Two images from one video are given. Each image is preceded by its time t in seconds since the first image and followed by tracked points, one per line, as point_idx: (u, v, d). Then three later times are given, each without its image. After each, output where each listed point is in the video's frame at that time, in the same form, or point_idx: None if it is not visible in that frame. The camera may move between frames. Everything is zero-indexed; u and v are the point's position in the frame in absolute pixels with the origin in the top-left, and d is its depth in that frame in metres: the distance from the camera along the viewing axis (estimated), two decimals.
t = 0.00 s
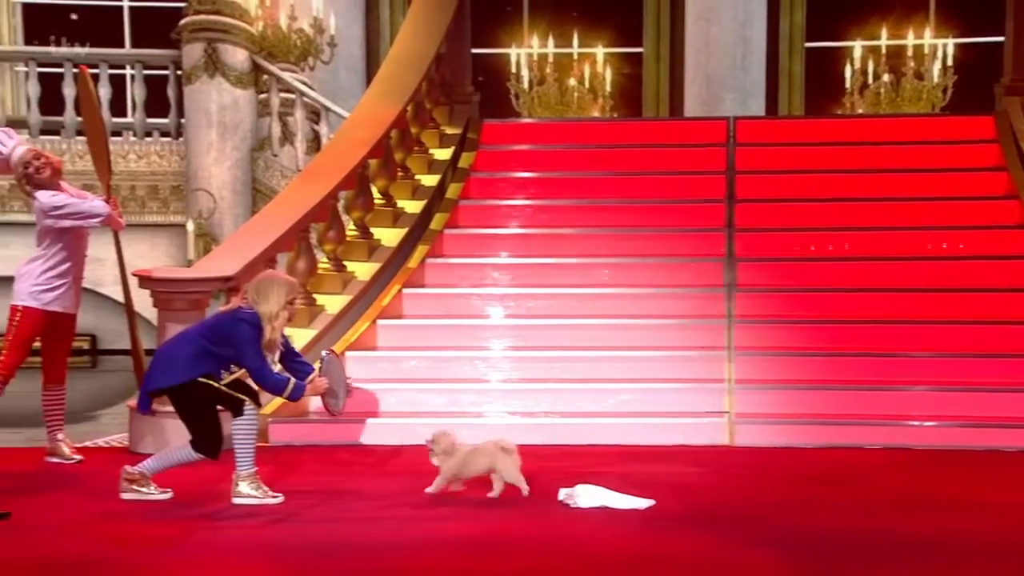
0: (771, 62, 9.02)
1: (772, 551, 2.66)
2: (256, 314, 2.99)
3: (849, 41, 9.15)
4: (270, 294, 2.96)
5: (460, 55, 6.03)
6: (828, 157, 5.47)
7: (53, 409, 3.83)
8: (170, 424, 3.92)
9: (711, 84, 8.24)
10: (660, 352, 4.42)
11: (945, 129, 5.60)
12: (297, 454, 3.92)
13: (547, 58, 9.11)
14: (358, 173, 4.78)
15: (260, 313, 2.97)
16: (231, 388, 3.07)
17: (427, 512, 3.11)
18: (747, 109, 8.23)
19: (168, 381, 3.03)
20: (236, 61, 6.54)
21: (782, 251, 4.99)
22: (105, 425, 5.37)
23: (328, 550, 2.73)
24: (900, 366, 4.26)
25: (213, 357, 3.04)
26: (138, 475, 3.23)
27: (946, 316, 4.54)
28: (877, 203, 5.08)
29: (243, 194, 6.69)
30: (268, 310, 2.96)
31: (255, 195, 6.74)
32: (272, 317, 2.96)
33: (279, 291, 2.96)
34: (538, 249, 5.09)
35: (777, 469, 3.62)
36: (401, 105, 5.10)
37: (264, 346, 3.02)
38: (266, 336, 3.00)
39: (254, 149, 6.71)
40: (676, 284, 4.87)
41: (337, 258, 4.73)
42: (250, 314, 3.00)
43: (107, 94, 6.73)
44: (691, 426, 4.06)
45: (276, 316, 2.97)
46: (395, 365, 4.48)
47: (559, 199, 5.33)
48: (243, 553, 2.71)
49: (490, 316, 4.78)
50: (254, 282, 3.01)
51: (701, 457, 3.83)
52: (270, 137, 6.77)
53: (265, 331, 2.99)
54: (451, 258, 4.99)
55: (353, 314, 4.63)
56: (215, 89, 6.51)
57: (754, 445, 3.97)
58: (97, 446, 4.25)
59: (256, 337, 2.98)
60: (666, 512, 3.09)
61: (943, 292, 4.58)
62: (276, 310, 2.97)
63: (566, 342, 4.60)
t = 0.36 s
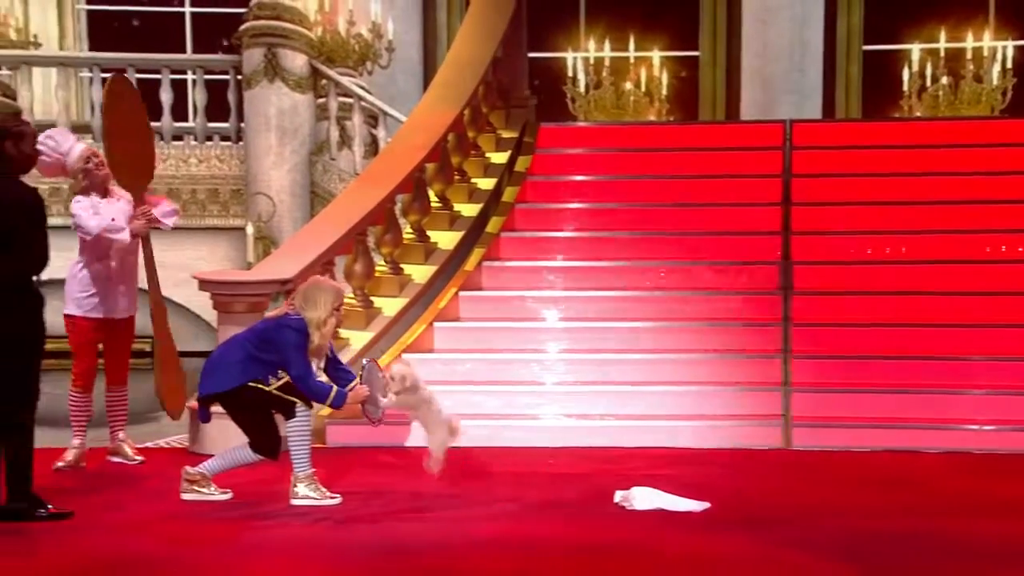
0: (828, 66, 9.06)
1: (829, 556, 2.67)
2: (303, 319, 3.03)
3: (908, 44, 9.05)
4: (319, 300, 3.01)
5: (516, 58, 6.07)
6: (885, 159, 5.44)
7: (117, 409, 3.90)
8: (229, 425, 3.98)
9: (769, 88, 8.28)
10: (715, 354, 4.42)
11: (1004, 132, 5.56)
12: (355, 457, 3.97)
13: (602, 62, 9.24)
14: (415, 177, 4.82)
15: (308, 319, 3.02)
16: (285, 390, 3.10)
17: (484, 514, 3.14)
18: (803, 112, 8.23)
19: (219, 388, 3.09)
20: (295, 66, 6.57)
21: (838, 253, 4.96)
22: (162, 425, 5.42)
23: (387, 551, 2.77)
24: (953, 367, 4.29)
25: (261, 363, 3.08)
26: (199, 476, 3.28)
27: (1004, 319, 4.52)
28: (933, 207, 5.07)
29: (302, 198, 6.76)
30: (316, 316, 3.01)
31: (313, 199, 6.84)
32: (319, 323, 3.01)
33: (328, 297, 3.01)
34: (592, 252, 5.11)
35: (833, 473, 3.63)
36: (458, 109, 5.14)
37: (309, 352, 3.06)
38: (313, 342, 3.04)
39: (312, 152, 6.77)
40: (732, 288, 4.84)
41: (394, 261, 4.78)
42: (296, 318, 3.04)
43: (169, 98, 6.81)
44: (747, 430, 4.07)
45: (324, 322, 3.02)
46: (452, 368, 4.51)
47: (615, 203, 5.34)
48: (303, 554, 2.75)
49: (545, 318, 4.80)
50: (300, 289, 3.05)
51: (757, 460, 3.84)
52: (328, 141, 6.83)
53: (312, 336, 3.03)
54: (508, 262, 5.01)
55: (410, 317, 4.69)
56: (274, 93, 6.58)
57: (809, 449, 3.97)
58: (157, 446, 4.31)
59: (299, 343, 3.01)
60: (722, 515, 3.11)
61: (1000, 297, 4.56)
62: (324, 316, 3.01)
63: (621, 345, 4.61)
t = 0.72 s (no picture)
0: (896, 70, 9.13)
1: (898, 561, 2.67)
2: (334, 298, 3.05)
3: (977, 48, 9.13)
4: (350, 273, 3.04)
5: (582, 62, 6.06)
6: (952, 163, 5.41)
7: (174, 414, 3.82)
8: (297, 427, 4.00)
9: (835, 92, 8.34)
10: (782, 359, 4.41)
11: None
12: (422, 460, 4.00)
13: (667, 67, 9.47)
14: (481, 182, 4.85)
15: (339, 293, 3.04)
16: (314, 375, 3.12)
17: (551, 518, 3.15)
18: (870, 116, 8.29)
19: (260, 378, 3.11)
20: (362, 71, 6.61)
21: (904, 258, 4.95)
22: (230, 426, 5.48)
23: (455, 554, 2.80)
24: None
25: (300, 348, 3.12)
26: (268, 477, 3.32)
27: None
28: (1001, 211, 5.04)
29: (368, 203, 6.73)
30: (349, 290, 3.03)
31: (380, 204, 6.82)
32: (354, 296, 3.03)
33: (358, 269, 3.04)
34: (656, 256, 5.13)
35: (900, 477, 3.62)
36: (524, 114, 5.16)
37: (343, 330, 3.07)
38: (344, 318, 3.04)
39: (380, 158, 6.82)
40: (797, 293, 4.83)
41: (460, 265, 4.79)
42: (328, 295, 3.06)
43: (238, 105, 6.87)
44: (812, 435, 4.07)
45: (356, 297, 3.03)
46: (518, 371, 4.54)
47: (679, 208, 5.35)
48: (373, 556, 2.78)
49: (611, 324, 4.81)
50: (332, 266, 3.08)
51: (823, 465, 3.84)
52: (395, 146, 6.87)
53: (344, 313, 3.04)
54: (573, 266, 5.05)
55: (474, 321, 4.72)
56: (343, 99, 6.59)
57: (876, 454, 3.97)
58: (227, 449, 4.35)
59: (326, 323, 3.02)
60: (789, 520, 3.11)
61: None
62: (355, 291, 3.03)
63: (686, 349, 4.61)
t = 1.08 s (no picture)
0: (972, 75, 9.13)
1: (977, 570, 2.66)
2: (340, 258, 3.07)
3: None
4: (362, 228, 3.06)
5: (656, 69, 6.10)
6: None
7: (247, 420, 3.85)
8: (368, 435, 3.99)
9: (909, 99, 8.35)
10: (856, 365, 4.40)
11: None
12: (496, 464, 4.03)
13: (740, 74, 9.52)
14: (554, 187, 4.88)
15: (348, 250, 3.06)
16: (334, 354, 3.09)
17: (625, 523, 3.17)
18: (944, 124, 8.25)
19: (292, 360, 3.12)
20: (435, 79, 6.67)
21: (978, 264, 4.93)
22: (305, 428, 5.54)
23: (532, 559, 2.82)
24: None
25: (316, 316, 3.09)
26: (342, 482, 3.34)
27: None
28: None
29: (441, 208, 6.81)
30: (358, 245, 3.05)
31: (452, 210, 6.91)
32: (361, 251, 3.05)
33: (369, 226, 3.06)
34: (731, 262, 5.15)
35: (977, 484, 3.60)
36: (597, 120, 5.18)
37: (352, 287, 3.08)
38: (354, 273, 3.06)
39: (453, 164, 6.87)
40: (871, 299, 4.82)
41: (532, 271, 4.85)
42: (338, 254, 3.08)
43: (312, 112, 6.96)
44: (888, 441, 4.05)
45: (365, 251, 3.05)
46: (591, 376, 4.56)
47: (751, 214, 5.36)
48: (452, 560, 2.81)
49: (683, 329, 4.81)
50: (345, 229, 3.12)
51: (899, 471, 3.83)
52: (468, 153, 6.94)
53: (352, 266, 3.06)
54: (646, 272, 5.06)
55: (547, 326, 4.75)
56: (416, 106, 6.67)
57: (952, 461, 3.94)
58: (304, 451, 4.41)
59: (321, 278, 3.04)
60: (866, 526, 3.10)
61: None
62: (364, 245, 3.05)
63: (760, 355, 4.61)
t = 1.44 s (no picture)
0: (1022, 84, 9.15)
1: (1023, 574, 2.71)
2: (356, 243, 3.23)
3: None
4: (382, 209, 3.19)
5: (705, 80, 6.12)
6: None
7: (273, 416, 4.03)
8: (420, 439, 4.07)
9: (958, 106, 8.37)
10: (905, 370, 4.44)
11: None
12: (547, 468, 4.10)
13: (790, 82, 9.59)
14: (604, 195, 4.94)
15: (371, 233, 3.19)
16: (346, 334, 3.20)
17: (674, 527, 3.23)
18: (993, 132, 8.22)
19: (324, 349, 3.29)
20: (488, 88, 6.76)
21: None
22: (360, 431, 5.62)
23: (583, 561, 2.88)
24: None
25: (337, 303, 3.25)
26: (403, 480, 3.45)
27: None
28: None
29: (492, 215, 6.93)
30: (380, 225, 3.18)
31: (504, 218, 7.01)
32: (385, 231, 3.17)
33: (389, 207, 3.18)
34: (778, 269, 5.20)
35: None
36: (646, 128, 5.25)
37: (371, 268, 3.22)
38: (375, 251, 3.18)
39: (504, 172, 6.95)
40: (918, 305, 4.85)
41: (582, 277, 4.91)
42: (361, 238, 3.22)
43: (365, 120, 7.06)
44: (935, 446, 4.09)
45: (389, 231, 3.17)
46: (640, 380, 4.62)
47: (798, 221, 5.41)
48: (505, 561, 2.88)
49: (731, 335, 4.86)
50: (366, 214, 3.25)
51: (947, 476, 3.86)
52: (519, 161, 7.00)
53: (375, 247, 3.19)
54: (693, 278, 5.09)
55: (596, 332, 4.82)
56: (469, 114, 6.76)
57: (1000, 467, 3.98)
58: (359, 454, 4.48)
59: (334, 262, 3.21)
60: (913, 532, 3.15)
61: None
62: (388, 225, 3.17)
63: (808, 360, 4.65)
